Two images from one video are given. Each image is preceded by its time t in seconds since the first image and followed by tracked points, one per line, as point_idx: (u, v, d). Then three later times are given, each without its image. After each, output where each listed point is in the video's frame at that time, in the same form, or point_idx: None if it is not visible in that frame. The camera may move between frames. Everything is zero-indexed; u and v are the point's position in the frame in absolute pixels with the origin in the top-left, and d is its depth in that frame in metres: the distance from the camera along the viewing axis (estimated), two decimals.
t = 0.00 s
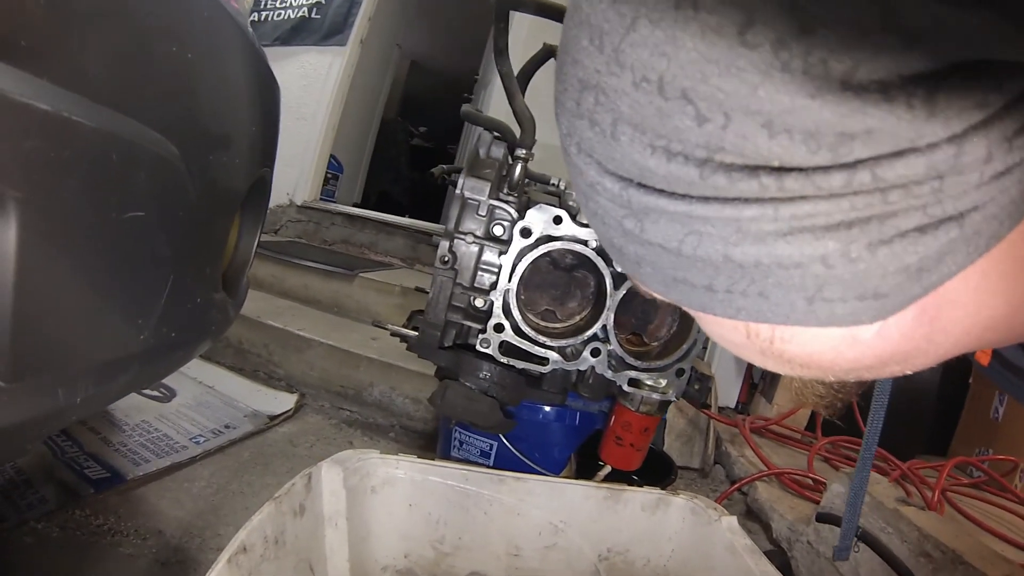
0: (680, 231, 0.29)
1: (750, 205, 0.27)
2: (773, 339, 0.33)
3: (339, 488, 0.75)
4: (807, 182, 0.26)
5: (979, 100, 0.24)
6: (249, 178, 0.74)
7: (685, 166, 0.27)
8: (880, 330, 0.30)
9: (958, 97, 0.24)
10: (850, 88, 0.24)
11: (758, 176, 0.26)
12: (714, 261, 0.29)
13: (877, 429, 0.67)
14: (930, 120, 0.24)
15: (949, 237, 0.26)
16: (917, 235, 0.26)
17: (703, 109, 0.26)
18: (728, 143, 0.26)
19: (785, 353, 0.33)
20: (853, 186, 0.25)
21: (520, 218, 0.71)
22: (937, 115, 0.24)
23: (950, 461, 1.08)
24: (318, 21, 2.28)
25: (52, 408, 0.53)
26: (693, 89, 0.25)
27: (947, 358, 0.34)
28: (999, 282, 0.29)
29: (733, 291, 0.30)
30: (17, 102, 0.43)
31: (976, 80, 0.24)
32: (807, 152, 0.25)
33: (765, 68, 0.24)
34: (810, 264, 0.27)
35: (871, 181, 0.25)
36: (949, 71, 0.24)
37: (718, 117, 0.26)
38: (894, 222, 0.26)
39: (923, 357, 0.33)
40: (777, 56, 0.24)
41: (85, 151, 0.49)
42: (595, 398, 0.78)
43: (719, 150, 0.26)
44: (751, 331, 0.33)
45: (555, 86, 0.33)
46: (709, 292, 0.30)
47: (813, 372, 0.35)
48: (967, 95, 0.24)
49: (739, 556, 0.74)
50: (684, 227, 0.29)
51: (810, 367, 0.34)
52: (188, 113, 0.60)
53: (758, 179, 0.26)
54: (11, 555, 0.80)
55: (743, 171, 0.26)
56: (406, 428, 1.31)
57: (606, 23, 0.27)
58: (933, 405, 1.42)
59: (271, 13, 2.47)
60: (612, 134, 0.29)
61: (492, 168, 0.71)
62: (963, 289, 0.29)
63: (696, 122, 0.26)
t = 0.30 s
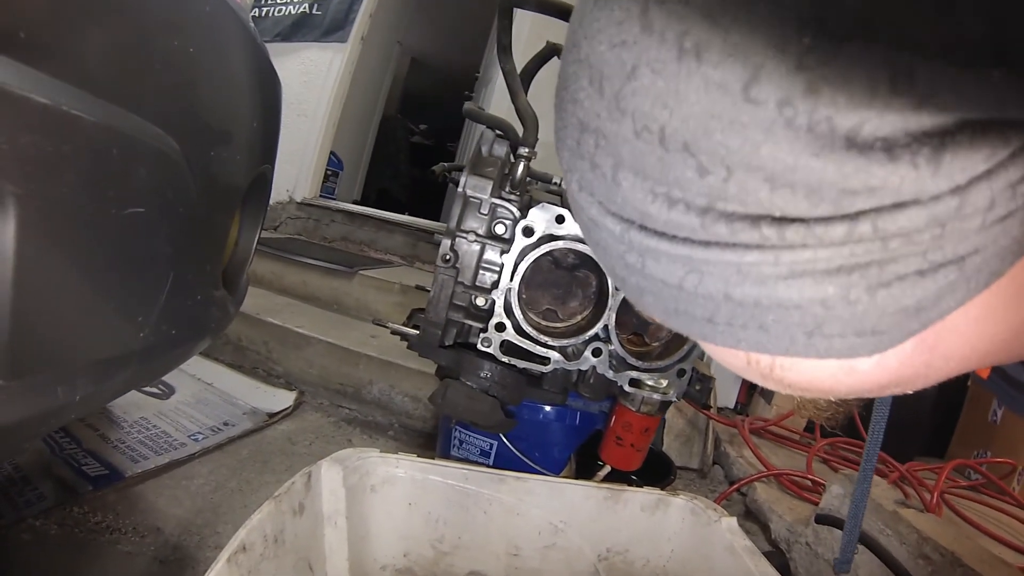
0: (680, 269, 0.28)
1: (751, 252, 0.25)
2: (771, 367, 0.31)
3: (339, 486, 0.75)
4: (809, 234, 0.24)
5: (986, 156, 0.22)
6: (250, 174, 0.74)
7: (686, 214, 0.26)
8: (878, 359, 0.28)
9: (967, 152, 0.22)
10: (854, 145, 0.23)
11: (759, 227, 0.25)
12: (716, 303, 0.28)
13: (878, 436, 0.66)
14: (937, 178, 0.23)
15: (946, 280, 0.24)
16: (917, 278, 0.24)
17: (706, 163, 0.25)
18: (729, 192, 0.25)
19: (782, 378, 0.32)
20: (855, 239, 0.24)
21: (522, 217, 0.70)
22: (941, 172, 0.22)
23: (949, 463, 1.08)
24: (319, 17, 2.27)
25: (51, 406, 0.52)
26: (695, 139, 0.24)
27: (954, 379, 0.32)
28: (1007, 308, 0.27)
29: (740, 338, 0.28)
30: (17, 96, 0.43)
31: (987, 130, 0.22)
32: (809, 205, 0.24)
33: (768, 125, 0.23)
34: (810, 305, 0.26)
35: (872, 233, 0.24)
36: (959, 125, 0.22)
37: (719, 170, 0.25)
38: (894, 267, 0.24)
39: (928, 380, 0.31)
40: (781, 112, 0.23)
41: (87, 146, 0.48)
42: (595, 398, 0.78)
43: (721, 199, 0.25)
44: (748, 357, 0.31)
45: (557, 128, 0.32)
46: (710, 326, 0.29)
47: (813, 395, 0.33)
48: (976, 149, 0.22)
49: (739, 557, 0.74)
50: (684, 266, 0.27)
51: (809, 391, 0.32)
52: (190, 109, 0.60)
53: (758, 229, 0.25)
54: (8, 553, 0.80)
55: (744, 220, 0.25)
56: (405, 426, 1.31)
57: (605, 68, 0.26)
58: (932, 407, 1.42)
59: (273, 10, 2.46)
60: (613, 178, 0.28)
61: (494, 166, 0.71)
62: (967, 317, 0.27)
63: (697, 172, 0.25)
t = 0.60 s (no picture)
0: (673, 284, 0.27)
1: (743, 273, 0.25)
2: (763, 377, 0.31)
3: (336, 486, 0.75)
4: (799, 258, 0.24)
5: (978, 183, 0.22)
6: (247, 169, 0.73)
7: (679, 235, 0.26)
8: (871, 372, 0.28)
9: (958, 181, 0.22)
10: (845, 174, 0.23)
11: (751, 249, 0.25)
12: (708, 319, 0.27)
13: (873, 438, 0.67)
14: (928, 207, 0.22)
15: (936, 300, 0.24)
16: (907, 298, 0.24)
17: (697, 186, 0.24)
18: (723, 214, 0.25)
19: (775, 387, 0.32)
20: (847, 262, 0.24)
21: (520, 216, 0.70)
22: (932, 201, 0.22)
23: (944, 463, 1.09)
24: (317, 14, 2.26)
25: (47, 406, 0.52)
26: (688, 162, 0.24)
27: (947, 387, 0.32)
28: (998, 320, 0.27)
29: (733, 354, 0.29)
30: (14, 92, 0.42)
31: (979, 160, 0.22)
32: (800, 228, 0.24)
33: (760, 152, 0.23)
34: (801, 323, 0.25)
35: (862, 256, 0.24)
36: (950, 154, 0.22)
37: (712, 194, 0.24)
38: (884, 288, 0.24)
39: (921, 389, 0.31)
40: (773, 140, 0.23)
41: (83, 141, 0.48)
42: (593, 397, 0.78)
43: (713, 220, 0.25)
44: (741, 367, 0.31)
45: (550, 141, 0.31)
46: (702, 338, 0.29)
47: (807, 403, 0.33)
48: (968, 178, 0.22)
49: (735, 556, 0.74)
50: (677, 282, 0.27)
51: (803, 400, 0.33)
52: (187, 105, 0.59)
53: (750, 252, 0.25)
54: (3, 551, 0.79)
55: (735, 242, 0.25)
56: (402, 424, 1.31)
57: (598, 86, 0.26)
58: (926, 407, 1.43)
59: (270, 6, 2.45)
60: (606, 197, 0.27)
61: (493, 164, 0.70)
62: (958, 330, 0.27)
63: (690, 195, 0.25)
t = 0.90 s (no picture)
0: (676, 300, 0.28)
1: (744, 292, 0.26)
2: (765, 389, 0.31)
3: (339, 485, 0.75)
4: (799, 280, 0.25)
5: (976, 211, 0.22)
6: (253, 168, 0.73)
7: (682, 255, 0.26)
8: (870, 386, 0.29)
9: (955, 210, 0.22)
10: (844, 201, 0.23)
11: (752, 270, 0.25)
12: (711, 334, 0.28)
13: (877, 445, 0.66)
14: (923, 235, 0.23)
15: (935, 319, 0.24)
16: (905, 318, 0.25)
17: (699, 211, 0.25)
18: (726, 236, 0.25)
19: (776, 397, 0.32)
20: (845, 285, 0.24)
21: (527, 217, 0.70)
22: (930, 229, 0.22)
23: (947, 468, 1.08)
24: (322, 14, 2.26)
25: (53, 403, 0.52)
26: (691, 187, 0.24)
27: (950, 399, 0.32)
28: (1001, 338, 0.27)
29: (735, 367, 0.29)
30: (25, 88, 0.42)
31: (976, 190, 0.22)
32: (800, 251, 0.24)
33: (760, 180, 0.23)
34: (802, 341, 0.26)
35: (860, 278, 0.24)
36: (948, 182, 0.22)
37: (714, 219, 0.25)
38: (883, 307, 0.25)
39: (923, 402, 0.31)
40: (773, 169, 0.23)
41: (91, 138, 0.48)
42: (597, 399, 0.77)
43: (715, 242, 0.25)
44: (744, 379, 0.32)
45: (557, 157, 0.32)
46: (706, 351, 0.29)
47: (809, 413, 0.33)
48: (966, 207, 0.22)
49: (737, 560, 0.74)
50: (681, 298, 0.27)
51: (805, 410, 0.33)
52: (194, 103, 0.59)
53: (751, 273, 0.25)
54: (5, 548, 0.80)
55: (736, 263, 0.25)
56: (404, 424, 1.31)
57: (603, 111, 0.26)
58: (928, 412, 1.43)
59: (276, 5, 2.46)
60: (610, 218, 0.28)
61: (500, 165, 0.70)
62: (958, 348, 0.27)
63: (692, 219, 0.25)
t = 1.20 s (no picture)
0: (679, 306, 0.28)
1: (743, 298, 0.26)
2: (765, 391, 0.31)
3: (341, 485, 0.75)
4: (798, 287, 0.25)
5: (973, 221, 0.22)
6: (255, 168, 0.73)
7: (683, 263, 0.26)
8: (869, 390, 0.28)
9: (952, 220, 0.22)
10: (842, 212, 0.23)
11: (751, 277, 0.25)
12: (713, 338, 0.28)
13: (878, 445, 0.66)
14: (921, 245, 0.22)
15: (933, 325, 0.24)
16: (904, 324, 0.25)
17: (699, 220, 0.25)
18: (727, 245, 0.25)
19: (777, 400, 0.32)
20: (843, 292, 0.24)
21: (528, 217, 0.70)
22: (926, 238, 0.22)
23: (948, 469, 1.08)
24: (323, 14, 2.26)
25: (55, 403, 0.52)
26: (691, 197, 0.25)
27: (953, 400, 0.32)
28: (1000, 340, 0.27)
29: (738, 371, 0.29)
30: (25, 86, 0.42)
31: (973, 201, 0.22)
32: (798, 260, 0.24)
33: (760, 191, 0.23)
34: (802, 347, 0.26)
35: (858, 286, 0.24)
36: (945, 193, 0.22)
37: (713, 228, 0.25)
38: (882, 314, 0.25)
39: (925, 404, 0.31)
40: (772, 180, 0.23)
41: (93, 137, 0.48)
42: (598, 399, 0.77)
43: (716, 250, 0.25)
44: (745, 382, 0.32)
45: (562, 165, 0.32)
46: (708, 355, 0.29)
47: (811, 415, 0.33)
48: (963, 217, 0.22)
49: (738, 560, 0.74)
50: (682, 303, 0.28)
51: (806, 412, 0.33)
52: (196, 103, 0.59)
53: (751, 280, 0.25)
54: (6, 547, 0.80)
55: (736, 270, 0.26)
56: (405, 424, 1.31)
57: (605, 121, 0.26)
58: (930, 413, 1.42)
59: (277, 5, 2.46)
60: (613, 226, 0.28)
61: (501, 165, 0.70)
62: (957, 351, 0.27)
63: (693, 228, 0.25)
